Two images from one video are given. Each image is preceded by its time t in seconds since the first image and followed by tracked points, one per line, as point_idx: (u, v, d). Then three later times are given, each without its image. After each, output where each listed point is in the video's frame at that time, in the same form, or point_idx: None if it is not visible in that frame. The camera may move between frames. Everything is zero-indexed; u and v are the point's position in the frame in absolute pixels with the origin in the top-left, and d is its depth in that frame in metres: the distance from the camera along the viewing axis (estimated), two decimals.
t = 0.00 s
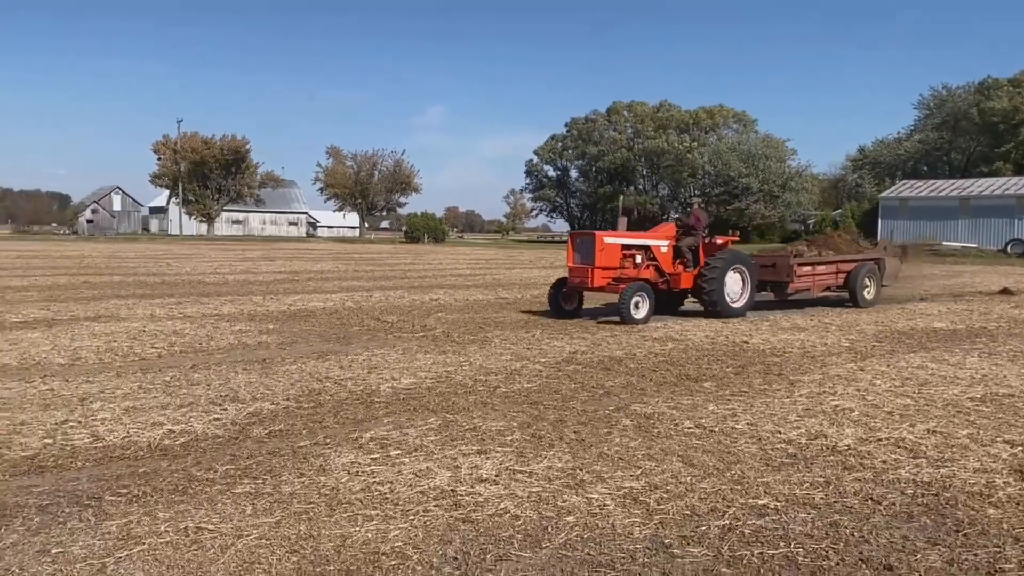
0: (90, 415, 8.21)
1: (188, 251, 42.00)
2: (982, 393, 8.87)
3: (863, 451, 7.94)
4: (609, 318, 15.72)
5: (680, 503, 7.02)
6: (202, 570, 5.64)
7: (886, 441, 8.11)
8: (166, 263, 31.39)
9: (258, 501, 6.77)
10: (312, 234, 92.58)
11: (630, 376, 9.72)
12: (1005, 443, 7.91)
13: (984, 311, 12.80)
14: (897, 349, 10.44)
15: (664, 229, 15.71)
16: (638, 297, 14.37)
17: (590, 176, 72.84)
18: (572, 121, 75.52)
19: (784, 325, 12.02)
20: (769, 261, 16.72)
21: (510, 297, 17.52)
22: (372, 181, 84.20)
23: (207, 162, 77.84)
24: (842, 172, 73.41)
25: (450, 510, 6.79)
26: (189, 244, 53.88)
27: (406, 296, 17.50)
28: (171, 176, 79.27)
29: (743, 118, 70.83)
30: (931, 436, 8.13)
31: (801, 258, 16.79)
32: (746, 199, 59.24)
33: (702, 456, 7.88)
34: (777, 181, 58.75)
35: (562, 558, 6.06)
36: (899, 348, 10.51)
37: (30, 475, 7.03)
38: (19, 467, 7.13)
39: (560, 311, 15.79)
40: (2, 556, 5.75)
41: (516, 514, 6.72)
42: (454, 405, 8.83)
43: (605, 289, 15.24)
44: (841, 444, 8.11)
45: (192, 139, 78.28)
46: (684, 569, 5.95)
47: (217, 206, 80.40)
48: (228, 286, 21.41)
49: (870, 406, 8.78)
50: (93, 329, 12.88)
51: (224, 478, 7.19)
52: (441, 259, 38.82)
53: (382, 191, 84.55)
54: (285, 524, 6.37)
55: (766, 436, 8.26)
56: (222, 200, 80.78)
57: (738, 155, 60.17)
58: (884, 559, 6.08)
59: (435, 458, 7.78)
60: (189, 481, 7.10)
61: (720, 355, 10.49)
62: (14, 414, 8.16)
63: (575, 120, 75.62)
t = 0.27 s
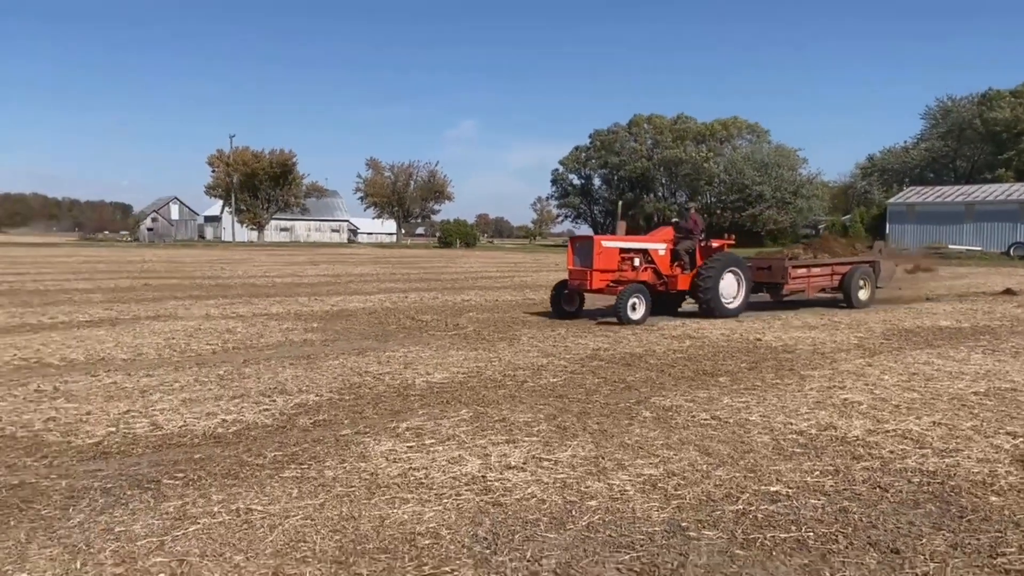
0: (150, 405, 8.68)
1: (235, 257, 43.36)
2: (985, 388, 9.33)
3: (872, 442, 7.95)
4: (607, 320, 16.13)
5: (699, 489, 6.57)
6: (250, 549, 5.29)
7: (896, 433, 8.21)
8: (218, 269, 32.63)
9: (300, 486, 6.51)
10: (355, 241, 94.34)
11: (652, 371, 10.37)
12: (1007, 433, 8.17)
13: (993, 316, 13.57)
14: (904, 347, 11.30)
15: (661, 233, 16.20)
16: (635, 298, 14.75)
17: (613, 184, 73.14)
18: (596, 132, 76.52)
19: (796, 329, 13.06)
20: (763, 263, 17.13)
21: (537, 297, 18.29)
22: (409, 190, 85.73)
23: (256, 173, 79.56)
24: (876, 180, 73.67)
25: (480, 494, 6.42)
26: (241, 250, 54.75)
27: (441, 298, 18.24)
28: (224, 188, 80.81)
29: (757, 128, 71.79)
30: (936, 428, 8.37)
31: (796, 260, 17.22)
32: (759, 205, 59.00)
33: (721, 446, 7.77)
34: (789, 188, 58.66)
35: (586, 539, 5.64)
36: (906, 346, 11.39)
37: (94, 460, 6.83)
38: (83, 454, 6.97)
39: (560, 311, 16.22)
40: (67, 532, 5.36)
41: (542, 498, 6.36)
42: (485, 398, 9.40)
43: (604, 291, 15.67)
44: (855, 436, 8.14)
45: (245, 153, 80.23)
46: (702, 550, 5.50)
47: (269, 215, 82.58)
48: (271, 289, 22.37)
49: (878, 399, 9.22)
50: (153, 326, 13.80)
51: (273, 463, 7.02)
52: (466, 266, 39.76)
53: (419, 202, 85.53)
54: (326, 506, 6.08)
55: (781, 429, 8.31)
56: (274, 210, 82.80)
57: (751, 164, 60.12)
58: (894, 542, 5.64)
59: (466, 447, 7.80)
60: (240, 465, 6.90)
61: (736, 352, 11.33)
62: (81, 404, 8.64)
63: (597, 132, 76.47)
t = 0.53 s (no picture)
0: (177, 403, 8.76)
1: (260, 257, 43.71)
2: (1016, 388, 9.19)
3: (899, 442, 7.86)
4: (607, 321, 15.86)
5: (722, 489, 6.53)
6: (277, 545, 5.34)
7: (923, 434, 8.10)
8: (245, 268, 32.83)
9: (326, 483, 6.55)
10: (378, 240, 94.53)
11: (676, 371, 10.32)
12: None
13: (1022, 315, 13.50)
14: (933, 346, 11.24)
15: (665, 232, 15.84)
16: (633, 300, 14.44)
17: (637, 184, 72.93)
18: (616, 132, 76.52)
19: (824, 326, 13.02)
20: (772, 263, 16.91)
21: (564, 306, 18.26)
22: (432, 190, 85.84)
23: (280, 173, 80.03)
24: (904, 178, 72.95)
25: (503, 494, 6.42)
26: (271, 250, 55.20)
27: (465, 297, 18.27)
28: (250, 188, 81.13)
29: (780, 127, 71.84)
30: (965, 428, 8.25)
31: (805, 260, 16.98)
32: (783, 203, 58.40)
33: (744, 445, 7.68)
34: (812, 188, 57.91)
35: (609, 539, 5.62)
36: (934, 345, 11.34)
37: (122, 457, 6.93)
38: (112, 450, 7.09)
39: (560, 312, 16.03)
40: (96, 528, 5.43)
41: (564, 498, 6.33)
42: (507, 397, 9.37)
43: (604, 291, 15.39)
44: (881, 436, 8.03)
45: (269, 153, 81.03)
46: (725, 551, 5.46)
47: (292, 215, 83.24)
48: (296, 288, 22.52)
49: (905, 399, 9.12)
50: (180, 325, 13.88)
51: (298, 461, 7.08)
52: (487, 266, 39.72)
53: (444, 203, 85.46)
54: (352, 504, 6.13)
55: (807, 429, 8.21)
56: (296, 209, 83.39)
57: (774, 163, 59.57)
58: (920, 545, 5.57)
59: (490, 445, 7.74)
60: (267, 463, 6.98)
61: (761, 351, 11.28)
62: (109, 401, 8.76)
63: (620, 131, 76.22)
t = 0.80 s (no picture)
0: (201, 402, 8.86)
1: (282, 257, 43.93)
2: None
3: (924, 443, 7.79)
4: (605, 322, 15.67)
5: (744, 489, 6.51)
6: (300, 543, 5.39)
7: (948, 435, 8.03)
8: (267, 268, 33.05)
9: (348, 481, 6.60)
10: (399, 240, 94.72)
11: (697, 372, 10.28)
12: None
13: None
14: (960, 346, 11.14)
15: (663, 231, 15.65)
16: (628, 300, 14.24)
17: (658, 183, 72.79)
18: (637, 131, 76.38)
19: (848, 327, 12.90)
20: (777, 262, 16.60)
21: (583, 308, 18.23)
22: (453, 189, 85.99)
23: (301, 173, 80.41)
24: (928, 177, 72.33)
25: (524, 493, 6.43)
26: (293, 251, 55.52)
27: (484, 297, 18.30)
28: (272, 188, 81.62)
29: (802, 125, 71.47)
30: (992, 429, 8.17)
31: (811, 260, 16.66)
32: (807, 202, 58.01)
33: (766, 446, 7.64)
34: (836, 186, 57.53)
35: (630, 538, 5.63)
36: (961, 345, 11.22)
37: (147, 455, 7.01)
38: (137, 448, 7.17)
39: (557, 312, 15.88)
40: (123, 524, 5.51)
41: (584, 498, 6.33)
42: (528, 396, 9.38)
43: (600, 292, 15.21)
44: (906, 437, 7.96)
45: (291, 154, 81.57)
46: (746, 552, 5.45)
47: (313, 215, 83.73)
48: (317, 288, 22.63)
49: (930, 400, 9.04)
50: (203, 325, 13.96)
51: (321, 460, 7.13)
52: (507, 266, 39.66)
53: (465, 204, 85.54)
54: (374, 502, 6.17)
55: (830, 429, 8.15)
56: (318, 210, 83.79)
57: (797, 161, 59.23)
58: (945, 547, 5.53)
59: (510, 445, 7.73)
60: (289, 462, 7.02)
61: (784, 351, 11.22)
62: (136, 399, 8.87)
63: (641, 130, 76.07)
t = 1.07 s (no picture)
0: (222, 401, 8.92)
1: (302, 257, 44.11)
2: None
3: (947, 445, 7.72)
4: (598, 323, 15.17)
5: (764, 491, 6.49)
6: (320, 541, 5.42)
7: (972, 436, 7.96)
8: (287, 268, 33.21)
9: (367, 480, 6.63)
10: (418, 240, 94.93)
11: (717, 372, 10.24)
12: None
13: None
14: (984, 346, 11.04)
15: (660, 230, 15.15)
16: (622, 301, 13.78)
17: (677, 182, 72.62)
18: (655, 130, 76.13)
19: (870, 327, 12.79)
20: (778, 262, 16.25)
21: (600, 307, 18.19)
22: (471, 190, 86.07)
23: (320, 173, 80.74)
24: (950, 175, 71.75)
25: (543, 493, 6.44)
26: (313, 251, 55.78)
27: (502, 297, 18.29)
28: (292, 189, 82.06)
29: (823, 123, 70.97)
30: (1016, 430, 8.10)
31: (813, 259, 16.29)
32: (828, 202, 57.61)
33: (786, 447, 7.59)
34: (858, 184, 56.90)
35: (649, 539, 5.62)
36: (985, 345, 11.12)
37: (170, 454, 7.06)
38: (160, 447, 7.23)
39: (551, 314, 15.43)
40: (146, 523, 5.56)
41: (602, 498, 6.32)
42: (546, 396, 9.37)
43: (592, 292, 14.72)
44: (928, 439, 7.90)
45: (310, 154, 81.94)
46: (766, 553, 5.43)
47: (333, 215, 84.12)
48: (337, 288, 22.71)
49: (954, 400, 8.97)
50: (225, 325, 14.06)
51: (341, 459, 7.17)
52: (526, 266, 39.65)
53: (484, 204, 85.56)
54: (393, 502, 6.19)
55: (850, 430, 8.10)
56: (337, 210, 84.15)
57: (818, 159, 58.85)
58: (969, 549, 5.49)
59: (528, 445, 7.73)
60: (309, 461, 7.06)
61: (804, 351, 11.16)
62: (158, 398, 8.95)
63: (660, 129, 75.91)
